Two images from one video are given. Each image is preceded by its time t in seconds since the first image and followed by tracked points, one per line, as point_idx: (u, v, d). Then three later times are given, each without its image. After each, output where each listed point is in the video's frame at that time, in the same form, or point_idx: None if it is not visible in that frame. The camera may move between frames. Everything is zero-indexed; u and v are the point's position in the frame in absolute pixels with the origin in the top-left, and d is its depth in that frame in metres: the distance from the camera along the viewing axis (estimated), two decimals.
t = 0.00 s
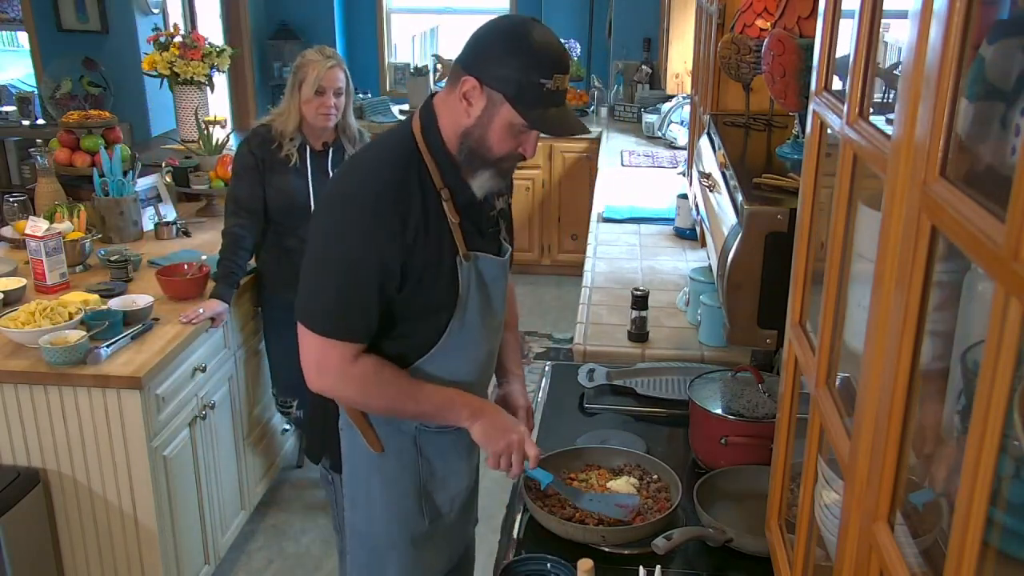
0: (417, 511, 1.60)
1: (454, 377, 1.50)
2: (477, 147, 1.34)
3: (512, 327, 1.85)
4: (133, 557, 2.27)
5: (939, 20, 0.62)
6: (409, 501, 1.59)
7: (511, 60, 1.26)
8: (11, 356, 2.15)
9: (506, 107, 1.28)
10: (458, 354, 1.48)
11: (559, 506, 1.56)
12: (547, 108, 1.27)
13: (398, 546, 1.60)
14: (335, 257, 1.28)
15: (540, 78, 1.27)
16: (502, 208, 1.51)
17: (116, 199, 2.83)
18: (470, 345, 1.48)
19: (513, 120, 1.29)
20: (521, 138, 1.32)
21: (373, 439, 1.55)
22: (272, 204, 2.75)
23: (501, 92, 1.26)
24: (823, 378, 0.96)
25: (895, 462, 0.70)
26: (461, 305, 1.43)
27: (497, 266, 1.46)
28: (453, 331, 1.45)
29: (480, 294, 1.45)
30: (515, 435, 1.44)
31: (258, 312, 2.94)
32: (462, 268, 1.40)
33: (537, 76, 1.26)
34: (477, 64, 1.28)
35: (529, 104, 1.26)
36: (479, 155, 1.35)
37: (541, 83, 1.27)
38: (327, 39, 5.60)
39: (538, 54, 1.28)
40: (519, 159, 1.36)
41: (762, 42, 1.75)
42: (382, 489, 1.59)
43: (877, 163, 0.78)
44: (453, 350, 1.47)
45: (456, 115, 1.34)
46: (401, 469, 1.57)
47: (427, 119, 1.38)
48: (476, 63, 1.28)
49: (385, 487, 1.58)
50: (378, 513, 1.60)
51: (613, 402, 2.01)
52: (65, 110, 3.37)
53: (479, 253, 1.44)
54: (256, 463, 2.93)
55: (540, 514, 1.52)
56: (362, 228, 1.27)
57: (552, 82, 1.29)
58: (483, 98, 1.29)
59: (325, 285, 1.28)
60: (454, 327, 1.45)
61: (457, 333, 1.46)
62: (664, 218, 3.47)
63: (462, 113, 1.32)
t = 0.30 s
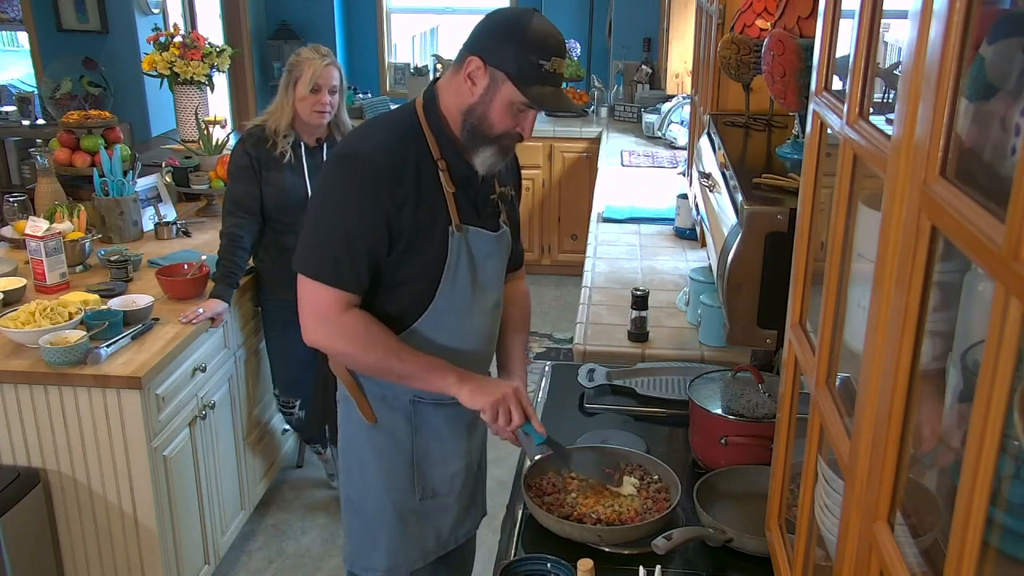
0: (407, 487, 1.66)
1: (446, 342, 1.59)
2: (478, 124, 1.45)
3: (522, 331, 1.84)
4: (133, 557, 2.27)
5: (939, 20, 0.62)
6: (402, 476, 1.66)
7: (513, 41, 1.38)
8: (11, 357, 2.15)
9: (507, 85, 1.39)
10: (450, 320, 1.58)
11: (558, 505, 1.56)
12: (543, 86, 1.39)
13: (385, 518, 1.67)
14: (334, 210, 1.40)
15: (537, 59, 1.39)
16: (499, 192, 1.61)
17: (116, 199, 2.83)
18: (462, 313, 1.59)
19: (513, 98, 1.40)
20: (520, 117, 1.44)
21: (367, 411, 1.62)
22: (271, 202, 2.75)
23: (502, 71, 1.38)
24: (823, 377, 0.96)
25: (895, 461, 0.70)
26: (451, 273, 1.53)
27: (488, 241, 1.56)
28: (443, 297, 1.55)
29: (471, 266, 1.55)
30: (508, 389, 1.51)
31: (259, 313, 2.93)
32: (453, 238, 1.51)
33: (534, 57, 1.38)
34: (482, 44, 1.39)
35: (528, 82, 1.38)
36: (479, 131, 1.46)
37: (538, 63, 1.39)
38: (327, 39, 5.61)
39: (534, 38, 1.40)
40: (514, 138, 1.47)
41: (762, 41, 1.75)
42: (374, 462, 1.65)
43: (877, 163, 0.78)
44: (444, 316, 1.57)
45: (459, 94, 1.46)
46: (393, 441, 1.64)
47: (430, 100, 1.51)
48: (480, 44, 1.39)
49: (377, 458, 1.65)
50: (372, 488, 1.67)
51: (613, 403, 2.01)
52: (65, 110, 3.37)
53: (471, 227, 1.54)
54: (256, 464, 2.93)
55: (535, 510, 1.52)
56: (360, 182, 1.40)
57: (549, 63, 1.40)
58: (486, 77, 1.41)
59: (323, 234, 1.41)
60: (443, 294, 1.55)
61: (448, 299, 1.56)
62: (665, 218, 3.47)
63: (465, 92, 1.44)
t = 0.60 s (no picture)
0: (399, 481, 1.67)
1: (447, 330, 1.60)
2: (470, 114, 1.47)
3: (523, 326, 1.84)
4: (133, 557, 2.27)
5: (939, 19, 0.62)
6: (394, 472, 1.66)
7: (506, 31, 1.39)
8: (11, 357, 2.15)
9: (497, 76, 1.41)
10: (448, 310, 1.58)
11: (551, 500, 1.57)
12: (532, 77, 1.40)
13: (375, 509, 1.68)
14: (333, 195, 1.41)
15: (527, 50, 1.40)
16: (497, 184, 1.62)
17: (116, 199, 2.83)
18: (459, 311, 1.59)
19: (503, 88, 1.42)
20: (511, 108, 1.45)
21: (365, 400, 1.64)
22: (272, 201, 2.76)
23: (493, 61, 1.39)
24: (823, 377, 0.96)
25: (895, 461, 0.70)
26: (446, 262, 1.54)
27: (484, 232, 1.57)
28: (439, 287, 1.55)
29: (467, 257, 1.56)
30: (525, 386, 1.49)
31: (260, 312, 2.93)
32: (449, 228, 1.52)
33: (524, 47, 1.40)
34: (473, 35, 1.41)
35: (517, 71, 1.39)
36: (472, 120, 1.48)
37: (527, 54, 1.40)
38: (327, 40, 5.60)
39: (523, 29, 1.41)
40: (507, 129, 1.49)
41: (762, 41, 1.75)
42: (366, 451, 1.67)
43: (877, 163, 0.78)
44: (442, 307, 1.58)
45: (453, 84, 1.47)
46: (388, 432, 1.65)
47: (427, 91, 1.53)
48: (472, 34, 1.41)
49: (367, 448, 1.67)
50: (365, 479, 1.68)
51: (613, 403, 2.01)
52: (65, 110, 3.37)
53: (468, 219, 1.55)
54: (257, 464, 2.93)
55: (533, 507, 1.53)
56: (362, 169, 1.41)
57: (539, 55, 1.42)
58: (477, 68, 1.42)
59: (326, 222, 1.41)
60: (439, 282, 1.55)
61: (443, 289, 1.56)
62: (664, 218, 3.47)
63: (459, 83, 1.46)
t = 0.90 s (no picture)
0: (396, 482, 1.67)
1: (442, 329, 1.60)
2: (454, 112, 1.48)
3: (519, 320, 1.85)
4: (133, 557, 2.27)
5: (939, 20, 0.62)
6: (391, 472, 1.66)
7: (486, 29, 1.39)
8: (11, 357, 2.15)
9: (478, 73, 1.41)
10: (444, 310, 1.58)
11: (543, 493, 1.58)
12: (511, 73, 1.40)
13: (373, 510, 1.68)
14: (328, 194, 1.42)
15: (507, 45, 1.40)
16: (491, 183, 1.62)
17: (116, 199, 2.83)
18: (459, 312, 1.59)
19: (485, 86, 1.42)
20: (495, 105, 1.46)
21: (362, 401, 1.63)
22: (273, 202, 2.76)
23: (471, 58, 1.40)
24: (823, 377, 0.96)
25: (895, 461, 0.70)
26: (441, 262, 1.54)
27: (479, 232, 1.56)
28: (433, 288, 1.55)
29: (462, 257, 1.56)
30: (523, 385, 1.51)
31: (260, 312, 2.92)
32: (442, 229, 1.52)
33: (504, 44, 1.39)
34: (454, 32, 1.41)
35: (496, 67, 1.40)
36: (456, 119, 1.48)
37: (508, 50, 1.40)
38: (327, 40, 5.60)
39: (504, 24, 1.40)
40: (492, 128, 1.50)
41: (762, 41, 1.76)
42: (363, 454, 1.67)
43: (877, 163, 0.78)
44: (438, 308, 1.58)
45: (439, 83, 1.48)
46: (385, 435, 1.65)
47: (416, 91, 1.53)
48: (453, 32, 1.41)
49: (364, 450, 1.66)
50: (363, 481, 1.68)
51: (613, 403, 2.01)
52: (65, 110, 3.37)
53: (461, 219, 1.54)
54: (257, 464, 2.93)
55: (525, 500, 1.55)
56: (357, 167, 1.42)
57: (518, 50, 1.41)
58: (459, 66, 1.43)
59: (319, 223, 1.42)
60: (434, 282, 1.55)
61: (438, 290, 1.56)
62: (664, 218, 3.47)
63: (443, 82, 1.47)
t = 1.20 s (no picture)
0: (393, 485, 1.67)
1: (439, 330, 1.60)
2: (444, 111, 1.47)
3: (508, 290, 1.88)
4: (133, 557, 2.27)
5: (939, 20, 0.62)
6: (388, 475, 1.66)
7: (470, 27, 1.40)
8: (11, 357, 2.15)
9: (461, 70, 1.41)
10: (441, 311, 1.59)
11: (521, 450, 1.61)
12: (494, 67, 1.39)
13: (370, 513, 1.68)
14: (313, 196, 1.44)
15: (488, 39, 1.39)
16: (486, 185, 1.62)
17: (116, 199, 2.83)
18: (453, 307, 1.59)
19: (470, 82, 1.42)
20: (484, 101, 1.45)
21: (358, 405, 1.64)
22: (273, 202, 2.76)
23: (456, 55, 1.40)
24: (823, 378, 0.96)
25: (894, 460, 0.70)
26: (435, 264, 1.54)
27: (473, 234, 1.56)
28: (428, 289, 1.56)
29: (455, 258, 1.56)
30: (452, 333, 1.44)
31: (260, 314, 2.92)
32: (434, 231, 1.52)
33: (484, 37, 1.39)
34: (439, 33, 1.42)
35: (478, 62, 1.39)
36: (447, 118, 1.48)
37: (489, 44, 1.39)
38: (327, 40, 5.60)
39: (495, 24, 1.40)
40: (485, 124, 1.47)
41: (762, 41, 1.76)
42: (360, 457, 1.67)
43: (877, 163, 0.78)
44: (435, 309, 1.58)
45: (430, 85, 1.49)
46: (381, 438, 1.65)
47: (412, 92, 1.54)
48: (438, 33, 1.42)
49: (360, 453, 1.67)
50: (360, 483, 1.68)
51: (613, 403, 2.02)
52: (65, 110, 3.37)
53: (455, 221, 1.54)
54: (257, 464, 2.93)
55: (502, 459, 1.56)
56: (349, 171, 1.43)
57: (501, 43, 1.41)
58: (444, 65, 1.44)
59: (305, 223, 1.45)
60: (428, 283, 1.56)
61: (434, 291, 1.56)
62: (664, 218, 3.48)
63: (433, 82, 1.48)
